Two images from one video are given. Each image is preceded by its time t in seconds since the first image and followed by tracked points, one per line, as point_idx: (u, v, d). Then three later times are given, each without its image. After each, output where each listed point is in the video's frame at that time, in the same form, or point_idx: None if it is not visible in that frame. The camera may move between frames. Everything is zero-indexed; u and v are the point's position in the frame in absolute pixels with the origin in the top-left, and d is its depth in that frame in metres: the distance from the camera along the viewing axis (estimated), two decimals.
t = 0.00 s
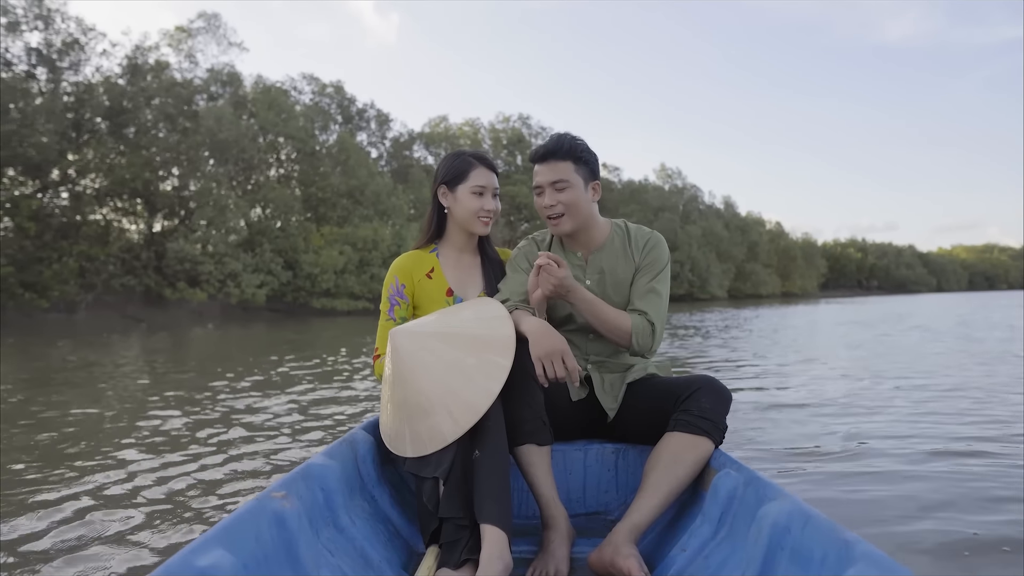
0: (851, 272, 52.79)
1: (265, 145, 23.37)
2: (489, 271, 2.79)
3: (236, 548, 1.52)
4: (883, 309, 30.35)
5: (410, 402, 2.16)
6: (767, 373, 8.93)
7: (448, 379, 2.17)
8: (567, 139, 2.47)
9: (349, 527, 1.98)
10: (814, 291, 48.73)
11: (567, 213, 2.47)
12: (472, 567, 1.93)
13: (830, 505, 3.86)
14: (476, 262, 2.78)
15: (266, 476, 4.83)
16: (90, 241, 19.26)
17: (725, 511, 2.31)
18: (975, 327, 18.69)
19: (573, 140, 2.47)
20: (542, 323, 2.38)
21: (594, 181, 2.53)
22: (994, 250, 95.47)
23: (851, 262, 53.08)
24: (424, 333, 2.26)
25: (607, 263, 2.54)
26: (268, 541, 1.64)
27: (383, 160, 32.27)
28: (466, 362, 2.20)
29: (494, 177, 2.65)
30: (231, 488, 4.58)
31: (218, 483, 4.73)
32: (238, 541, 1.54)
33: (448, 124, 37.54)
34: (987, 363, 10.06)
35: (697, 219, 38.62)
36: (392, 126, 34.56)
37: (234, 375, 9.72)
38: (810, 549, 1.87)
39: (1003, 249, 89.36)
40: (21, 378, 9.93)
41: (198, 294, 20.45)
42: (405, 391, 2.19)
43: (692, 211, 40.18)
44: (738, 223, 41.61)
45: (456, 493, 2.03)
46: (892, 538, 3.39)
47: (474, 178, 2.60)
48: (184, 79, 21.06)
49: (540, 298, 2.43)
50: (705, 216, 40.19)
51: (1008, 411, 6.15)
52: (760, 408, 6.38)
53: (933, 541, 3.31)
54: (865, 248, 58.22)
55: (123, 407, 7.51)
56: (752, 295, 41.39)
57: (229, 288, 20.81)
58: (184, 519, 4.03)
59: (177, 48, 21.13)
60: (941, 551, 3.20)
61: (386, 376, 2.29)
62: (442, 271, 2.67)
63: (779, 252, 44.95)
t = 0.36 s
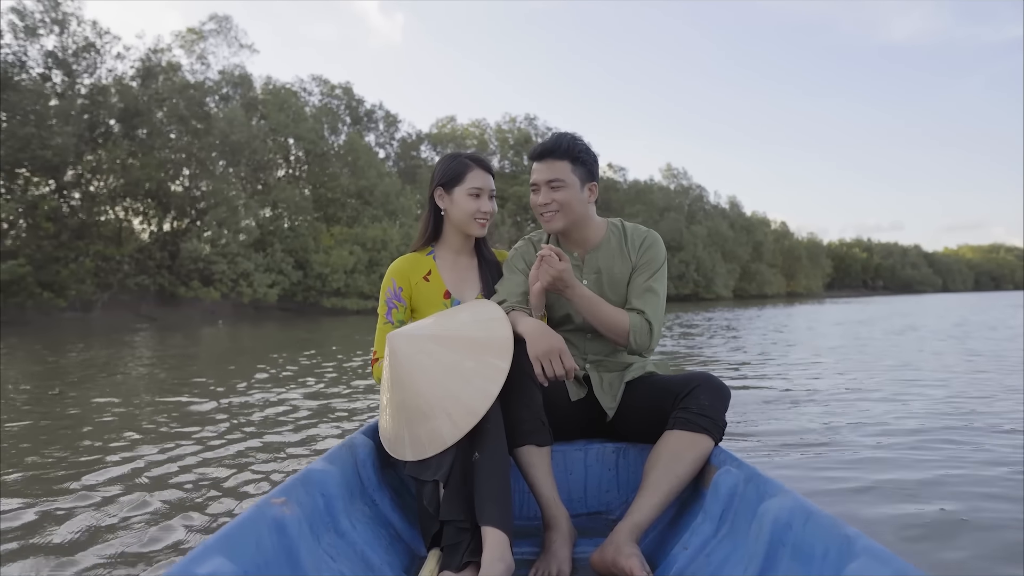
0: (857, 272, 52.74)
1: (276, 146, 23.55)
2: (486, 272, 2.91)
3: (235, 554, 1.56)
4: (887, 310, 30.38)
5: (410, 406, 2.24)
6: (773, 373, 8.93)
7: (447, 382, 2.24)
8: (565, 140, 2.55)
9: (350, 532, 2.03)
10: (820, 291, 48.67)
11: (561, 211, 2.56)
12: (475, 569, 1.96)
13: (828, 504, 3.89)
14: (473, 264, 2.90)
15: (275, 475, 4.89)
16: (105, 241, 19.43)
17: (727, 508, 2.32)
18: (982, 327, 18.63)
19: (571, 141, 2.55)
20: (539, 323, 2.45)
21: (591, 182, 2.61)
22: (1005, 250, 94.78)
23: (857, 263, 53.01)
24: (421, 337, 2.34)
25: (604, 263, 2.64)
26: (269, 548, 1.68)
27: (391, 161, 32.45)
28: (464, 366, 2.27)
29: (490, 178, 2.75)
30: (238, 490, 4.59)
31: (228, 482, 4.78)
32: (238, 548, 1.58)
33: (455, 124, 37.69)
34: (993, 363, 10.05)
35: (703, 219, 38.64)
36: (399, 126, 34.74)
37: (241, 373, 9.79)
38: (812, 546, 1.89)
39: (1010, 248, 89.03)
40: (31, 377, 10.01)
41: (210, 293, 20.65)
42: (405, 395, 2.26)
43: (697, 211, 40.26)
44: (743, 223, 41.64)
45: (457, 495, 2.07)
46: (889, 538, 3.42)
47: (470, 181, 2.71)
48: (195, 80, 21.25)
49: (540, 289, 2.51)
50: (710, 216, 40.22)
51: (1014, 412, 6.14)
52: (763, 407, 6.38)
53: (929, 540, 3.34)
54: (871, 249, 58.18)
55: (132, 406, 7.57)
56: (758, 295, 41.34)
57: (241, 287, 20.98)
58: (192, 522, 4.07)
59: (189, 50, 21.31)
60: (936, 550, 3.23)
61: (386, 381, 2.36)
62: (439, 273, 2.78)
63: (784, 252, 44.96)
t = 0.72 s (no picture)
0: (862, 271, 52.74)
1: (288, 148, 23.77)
2: (483, 272, 3.11)
3: (232, 556, 1.59)
4: (895, 308, 30.31)
5: (407, 406, 2.28)
6: (779, 372, 8.95)
7: (445, 383, 2.29)
8: (559, 140, 2.64)
9: (348, 534, 2.07)
10: (825, 290, 48.67)
11: (549, 210, 2.67)
12: (474, 569, 2.00)
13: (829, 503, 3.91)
14: (470, 265, 3.10)
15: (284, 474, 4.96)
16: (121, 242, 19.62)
17: (726, 507, 2.33)
18: (988, 326, 18.60)
19: (565, 141, 2.64)
20: (536, 324, 2.47)
21: (583, 182, 2.70)
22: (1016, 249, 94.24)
23: (861, 262, 53.04)
24: (417, 338, 2.39)
25: (598, 262, 2.76)
26: (266, 551, 1.72)
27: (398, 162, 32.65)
28: (461, 366, 2.33)
29: (485, 176, 2.93)
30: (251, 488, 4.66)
31: (239, 481, 4.85)
32: (234, 552, 1.61)
33: (462, 125, 37.82)
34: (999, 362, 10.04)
35: (707, 218, 38.70)
36: (407, 127, 34.91)
37: (249, 372, 9.89)
38: (812, 544, 1.90)
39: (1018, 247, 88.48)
40: (43, 376, 10.12)
41: (224, 293, 20.82)
42: (402, 395, 2.31)
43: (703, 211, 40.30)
44: (747, 222, 41.73)
45: (454, 496, 2.11)
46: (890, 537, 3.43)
47: (464, 180, 2.90)
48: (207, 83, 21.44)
49: (537, 286, 2.59)
50: (715, 215, 40.28)
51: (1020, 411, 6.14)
52: (768, 406, 6.38)
53: (928, 537, 3.37)
54: (875, 247, 58.35)
55: (143, 405, 7.65)
56: (763, 293, 41.31)
57: (254, 287, 21.16)
58: (204, 521, 4.14)
59: (200, 52, 21.52)
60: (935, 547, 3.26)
61: (383, 382, 2.42)
62: (435, 274, 2.98)
63: (789, 251, 44.99)
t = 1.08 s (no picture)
0: (866, 272, 52.76)
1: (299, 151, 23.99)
2: (484, 272, 3.18)
3: (230, 550, 1.63)
4: (900, 309, 30.27)
5: (408, 404, 2.32)
6: (784, 372, 8.97)
7: (446, 381, 2.33)
8: (560, 142, 2.71)
9: (346, 530, 2.12)
10: (829, 291, 48.68)
11: (550, 211, 2.72)
12: (470, 569, 2.05)
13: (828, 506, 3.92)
14: (473, 264, 3.17)
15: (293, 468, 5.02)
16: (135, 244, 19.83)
17: (724, 513, 2.35)
18: (991, 327, 18.60)
19: (566, 142, 2.70)
20: (537, 324, 2.58)
21: (585, 183, 2.75)
22: None
23: (866, 263, 53.04)
24: (419, 335, 2.42)
25: (599, 266, 2.81)
26: (264, 545, 1.76)
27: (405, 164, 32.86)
28: (463, 365, 2.37)
29: (488, 177, 3.02)
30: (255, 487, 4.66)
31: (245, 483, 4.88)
32: (232, 547, 1.65)
33: (468, 126, 37.93)
34: (1003, 363, 10.04)
35: (713, 219, 38.76)
36: (414, 129, 35.06)
37: (254, 373, 9.95)
38: (807, 551, 1.90)
39: None
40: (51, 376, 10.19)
41: (235, 294, 21.01)
42: (404, 393, 2.35)
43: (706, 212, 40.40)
44: (752, 223, 41.82)
45: (454, 496, 2.17)
46: (891, 539, 3.44)
47: (469, 180, 2.98)
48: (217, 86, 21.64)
49: (541, 284, 2.66)
50: (720, 216, 40.33)
51: None
52: (771, 407, 6.38)
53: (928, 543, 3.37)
54: (879, 248, 58.33)
55: (149, 405, 7.70)
56: (766, 295, 41.38)
57: (265, 288, 21.36)
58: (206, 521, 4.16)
59: (210, 56, 21.72)
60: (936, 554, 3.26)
61: (385, 379, 2.46)
62: (438, 273, 3.03)
63: (793, 252, 45.07)
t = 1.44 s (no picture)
0: (868, 273, 52.87)
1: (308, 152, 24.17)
2: (492, 270, 3.22)
3: (239, 549, 1.66)
4: (903, 309, 30.35)
5: (417, 403, 2.41)
6: (788, 372, 8.99)
7: (454, 382, 2.41)
8: (571, 139, 2.89)
9: (354, 529, 2.15)
10: (832, 291, 48.78)
11: (559, 206, 2.90)
12: (478, 568, 2.10)
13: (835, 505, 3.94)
14: (481, 262, 3.21)
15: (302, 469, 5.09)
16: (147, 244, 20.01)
17: (732, 511, 2.38)
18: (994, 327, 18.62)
19: (576, 140, 2.88)
20: (546, 324, 2.60)
21: (595, 181, 2.92)
22: None
23: (869, 263, 53.13)
24: (427, 334, 2.52)
25: (609, 264, 2.99)
26: (273, 544, 1.79)
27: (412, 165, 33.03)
28: (472, 364, 2.46)
29: (495, 175, 3.06)
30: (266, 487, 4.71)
31: (259, 482, 4.94)
32: (242, 545, 1.67)
33: (474, 127, 38.05)
34: (1007, 362, 10.05)
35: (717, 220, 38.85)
36: (420, 129, 35.23)
37: (261, 372, 10.03)
38: (817, 549, 1.92)
39: None
40: (60, 374, 10.27)
41: (247, 293, 21.22)
42: (413, 393, 2.43)
43: (709, 213, 40.58)
44: (755, 224, 41.92)
45: (461, 495, 2.22)
46: (900, 536, 3.45)
47: (477, 177, 3.02)
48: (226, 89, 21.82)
49: (550, 281, 2.79)
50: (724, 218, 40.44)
51: None
52: (776, 407, 6.40)
53: (937, 538, 3.39)
54: (882, 248, 58.52)
55: (159, 404, 7.76)
56: (769, 295, 41.53)
57: (275, 288, 21.53)
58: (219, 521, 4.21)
59: (220, 59, 21.88)
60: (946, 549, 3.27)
61: (393, 377, 2.53)
62: (446, 271, 3.08)
63: (796, 252, 45.19)
